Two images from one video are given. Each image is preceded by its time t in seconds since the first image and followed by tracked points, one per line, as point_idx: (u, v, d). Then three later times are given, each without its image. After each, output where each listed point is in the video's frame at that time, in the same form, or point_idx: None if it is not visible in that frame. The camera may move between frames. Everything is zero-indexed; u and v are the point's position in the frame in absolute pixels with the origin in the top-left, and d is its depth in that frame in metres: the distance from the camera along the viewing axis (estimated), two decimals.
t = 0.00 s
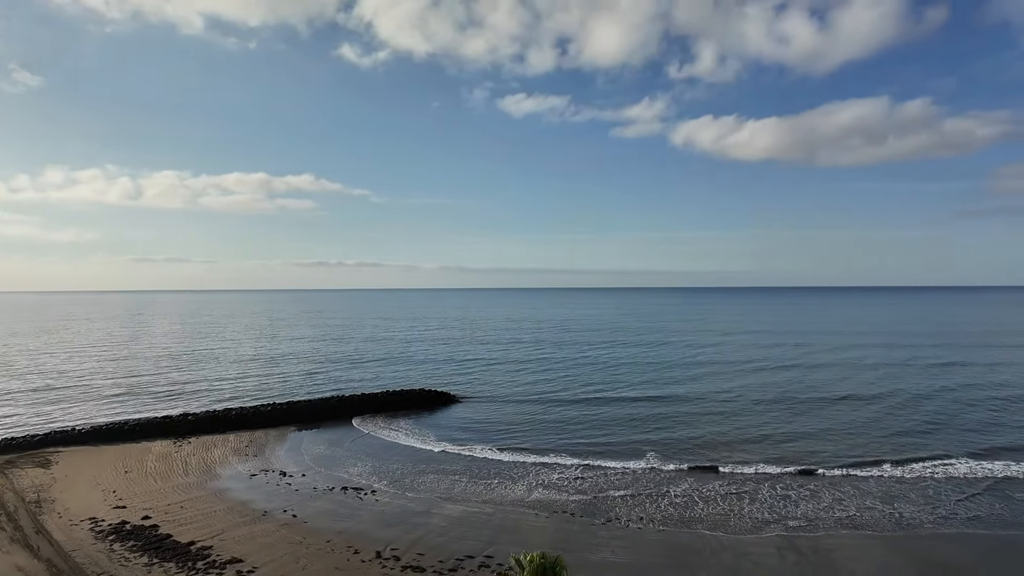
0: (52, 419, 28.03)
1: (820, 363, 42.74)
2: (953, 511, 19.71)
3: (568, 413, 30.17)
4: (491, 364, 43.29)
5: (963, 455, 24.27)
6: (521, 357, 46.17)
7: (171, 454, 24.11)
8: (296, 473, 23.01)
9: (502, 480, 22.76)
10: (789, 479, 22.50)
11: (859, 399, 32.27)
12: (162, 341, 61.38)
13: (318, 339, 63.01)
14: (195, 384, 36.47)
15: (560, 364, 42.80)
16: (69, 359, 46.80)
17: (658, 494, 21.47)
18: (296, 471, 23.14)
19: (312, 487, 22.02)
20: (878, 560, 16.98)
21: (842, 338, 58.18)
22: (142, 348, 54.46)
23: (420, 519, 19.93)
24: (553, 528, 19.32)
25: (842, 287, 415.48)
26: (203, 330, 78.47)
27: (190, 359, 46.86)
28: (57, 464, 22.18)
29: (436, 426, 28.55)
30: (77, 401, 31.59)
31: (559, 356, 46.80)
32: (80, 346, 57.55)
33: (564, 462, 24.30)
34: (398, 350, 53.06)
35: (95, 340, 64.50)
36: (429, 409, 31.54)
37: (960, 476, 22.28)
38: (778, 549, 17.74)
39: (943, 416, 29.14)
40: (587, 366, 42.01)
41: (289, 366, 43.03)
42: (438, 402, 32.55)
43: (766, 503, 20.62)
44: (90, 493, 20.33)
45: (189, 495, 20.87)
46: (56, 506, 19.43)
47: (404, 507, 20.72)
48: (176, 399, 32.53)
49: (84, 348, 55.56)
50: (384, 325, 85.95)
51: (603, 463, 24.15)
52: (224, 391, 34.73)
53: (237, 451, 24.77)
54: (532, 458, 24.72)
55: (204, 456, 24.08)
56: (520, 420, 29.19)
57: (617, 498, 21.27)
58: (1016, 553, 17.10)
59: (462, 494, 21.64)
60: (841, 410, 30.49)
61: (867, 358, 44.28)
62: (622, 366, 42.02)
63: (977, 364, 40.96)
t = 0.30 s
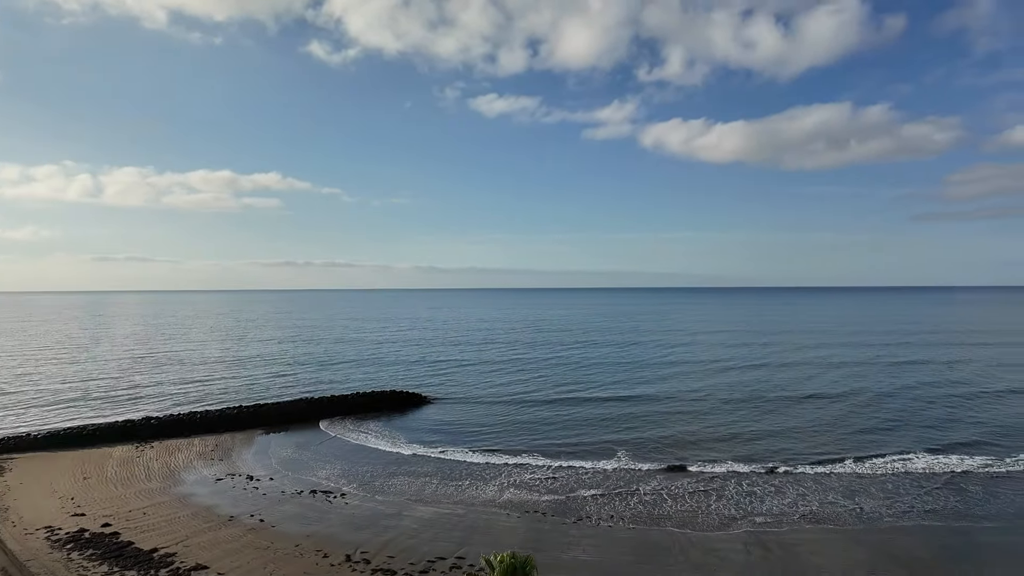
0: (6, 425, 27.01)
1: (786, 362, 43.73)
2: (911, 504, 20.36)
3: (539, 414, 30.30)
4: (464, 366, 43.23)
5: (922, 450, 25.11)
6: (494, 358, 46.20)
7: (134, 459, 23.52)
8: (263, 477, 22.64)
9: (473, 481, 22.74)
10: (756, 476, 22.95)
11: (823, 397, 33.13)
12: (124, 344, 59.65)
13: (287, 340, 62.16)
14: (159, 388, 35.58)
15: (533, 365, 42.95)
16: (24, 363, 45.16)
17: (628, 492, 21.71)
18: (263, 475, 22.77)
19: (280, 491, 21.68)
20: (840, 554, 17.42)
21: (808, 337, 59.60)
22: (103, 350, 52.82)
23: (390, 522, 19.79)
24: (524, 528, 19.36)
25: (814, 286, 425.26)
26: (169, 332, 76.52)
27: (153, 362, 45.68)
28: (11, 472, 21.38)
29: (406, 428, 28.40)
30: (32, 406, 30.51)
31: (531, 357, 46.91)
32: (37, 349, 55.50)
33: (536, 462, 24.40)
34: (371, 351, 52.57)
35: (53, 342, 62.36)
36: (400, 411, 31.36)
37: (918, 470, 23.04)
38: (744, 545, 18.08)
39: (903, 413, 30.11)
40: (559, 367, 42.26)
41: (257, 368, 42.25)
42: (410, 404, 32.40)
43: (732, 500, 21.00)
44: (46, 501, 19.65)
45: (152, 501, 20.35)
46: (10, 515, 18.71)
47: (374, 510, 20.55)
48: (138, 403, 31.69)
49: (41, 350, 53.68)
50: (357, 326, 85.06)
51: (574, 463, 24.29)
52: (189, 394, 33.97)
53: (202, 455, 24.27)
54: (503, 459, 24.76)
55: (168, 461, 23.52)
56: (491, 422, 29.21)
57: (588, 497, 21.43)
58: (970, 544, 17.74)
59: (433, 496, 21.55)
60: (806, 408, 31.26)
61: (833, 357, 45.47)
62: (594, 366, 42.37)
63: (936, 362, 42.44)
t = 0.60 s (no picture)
0: None
1: (761, 362, 44.45)
2: (880, 500, 20.86)
3: (517, 415, 30.37)
4: (443, 366, 43.12)
5: (890, 448, 25.75)
6: (472, 359, 46.16)
7: (102, 463, 23.03)
8: (236, 480, 22.33)
9: (451, 483, 22.70)
10: (730, 474, 23.30)
11: (796, 396, 33.76)
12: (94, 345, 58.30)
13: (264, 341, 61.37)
14: (129, 390, 34.84)
15: (512, 365, 42.99)
16: None
17: (605, 491, 21.88)
18: (236, 478, 22.47)
19: (254, 494, 21.39)
20: (811, 549, 17.78)
21: (784, 337, 60.63)
22: (71, 352, 51.51)
23: (367, 523, 19.66)
24: (502, 528, 19.39)
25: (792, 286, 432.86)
26: (141, 333, 74.87)
27: (124, 364, 44.71)
28: None
29: (383, 430, 28.26)
30: None
31: (510, 357, 46.94)
32: (3, 351, 54.01)
33: (513, 462, 24.47)
34: (349, 352, 52.09)
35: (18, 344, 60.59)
36: (377, 413, 31.17)
37: (886, 467, 23.63)
38: (719, 542, 18.34)
39: (873, 411, 30.87)
40: (538, 367, 42.38)
41: (231, 370, 41.64)
42: (387, 405, 32.24)
43: (707, 498, 21.29)
44: (10, 507, 19.13)
45: (121, 506, 19.94)
46: None
47: (350, 512, 20.39)
48: (107, 406, 31.00)
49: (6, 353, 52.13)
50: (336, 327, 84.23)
51: (551, 463, 24.40)
52: (160, 397, 33.34)
53: (174, 458, 23.87)
54: (481, 460, 24.77)
55: (138, 465, 23.07)
56: (468, 423, 29.19)
57: (565, 496, 21.54)
58: (936, 538, 18.25)
59: (410, 497, 21.47)
60: (780, 407, 31.85)
61: (807, 356, 46.36)
62: (572, 367, 42.60)
63: (906, 361, 43.55)
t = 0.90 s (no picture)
0: None
1: (733, 361, 45.19)
2: (845, 495, 21.38)
3: (490, 416, 30.34)
4: (418, 367, 42.86)
5: (855, 444, 26.40)
6: (447, 359, 46.00)
7: (63, 468, 22.36)
8: (204, 484, 21.89)
9: (424, 484, 22.57)
10: (701, 472, 23.65)
11: (766, 395, 34.41)
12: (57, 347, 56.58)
13: (234, 342, 60.26)
14: (92, 393, 33.86)
15: (487, 366, 42.92)
16: None
17: (578, 491, 21.98)
18: (204, 482, 22.03)
19: (222, 498, 20.98)
20: (779, 544, 18.13)
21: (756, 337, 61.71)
22: (31, 355, 49.84)
23: (339, 526, 19.45)
24: (476, 529, 19.36)
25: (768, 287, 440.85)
26: (107, 335, 72.79)
27: (87, 366, 43.47)
28: None
29: (355, 433, 27.97)
30: None
31: (485, 358, 46.89)
32: None
33: (487, 463, 24.45)
34: (322, 354, 51.45)
35: None
36: (349, 415, 30.84)
37: (852, 463, 24.23)
38: (690, 538, 18.59)
39: (840, 409, 31.63)
40: (513, 368, 42.42)
41: (199, 372, 40.78)
42: (360, 407, 31.93)
43: (679, 495, 21.57)
44: None
45: (83, 513, 19.37)
46: None
47: (321, 515, 20.12)
48: (68, 410, 30.09)
49: None
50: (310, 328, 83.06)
51: (525, 464, 24.40)
52: (125, 399, 32.50)
53: (138, 463, 23.29)
54: (454, 461, 24.69)
55: (101, 470, 22.46)
56: (442, 425, 29.06)
57: (539, 496, 21.59)
58: (898, 531, 18.76)
59: (382, 499, 21.29)
60: (750, 406, 32.43)
61: (777, 355, 47.27)
62: (547, 367, 42.74)
63: (872, 360, 44.72)
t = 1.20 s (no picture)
0: None
1: (702, 360, 45.98)
2: (805, 489, 21.97)
3: (460, 417, 30.29)
4: (388, 369, 42.44)
5: (815, 440, 27.17)
6: (418, 361, 45.74)
7: (14, 475, 21.53)
8: (164, 489, 21.34)
9: (392, 486, 22.42)
10: (667, 469, 24.02)
11: (732, 394, 35.14)
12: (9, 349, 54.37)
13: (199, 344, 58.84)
14: (46, 397, 32.66)
15: (458, 367, 42.81)
16: None
17: (546, 490, 22.12)
18: (165, 487, 21.47)
19: (183, 503, 20.49)
20: (742, 538, 18.51)
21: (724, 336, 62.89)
22: None
23: (305, 530, 19.18)
24: (445, 529, 19.31)
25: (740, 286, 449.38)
26: (62, 337, 70.06)
27: (42, 370, 41.84)
28: None
29: (322, 436, 27.63)
30: None
31: (457, 359, 46.77)
32: None
33: (457, 464, 24.40)
34: (291, 355, 50.63)
35: None
36: (316, 418, 30.44)
37: (813, 458, 24.93)
38: (657, 534, 18.85)
39: (802, 407, 32.49)
40: (484, 368, 42.41)
41: (161, 375, 39.69)
42: (328, 409, 31.53)
43: (646, 492, 21.87)
44: None
45: (35, 521, 18.68)
46: None
47: (287, 519, 19.83)
48: (20, 415, 28.95)
49: None
50: (277, 329, 81.38)
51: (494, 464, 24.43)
52: (81, 403, 31.44)
53: (95, 468, 22.59)
54: (423, 463, 24.58)
55: (55, 476, 21.70)
56: (411, 427, 28.92)
57: (508, 496, 21.65)
58: (856, 523, 19.35)
59: (349, 502, 21.06)
60: (717, 404, 33.07)
61: (744, 354, 48.23)
62: (519, 367, 42.84)
63: (834, 358, 46.05)
